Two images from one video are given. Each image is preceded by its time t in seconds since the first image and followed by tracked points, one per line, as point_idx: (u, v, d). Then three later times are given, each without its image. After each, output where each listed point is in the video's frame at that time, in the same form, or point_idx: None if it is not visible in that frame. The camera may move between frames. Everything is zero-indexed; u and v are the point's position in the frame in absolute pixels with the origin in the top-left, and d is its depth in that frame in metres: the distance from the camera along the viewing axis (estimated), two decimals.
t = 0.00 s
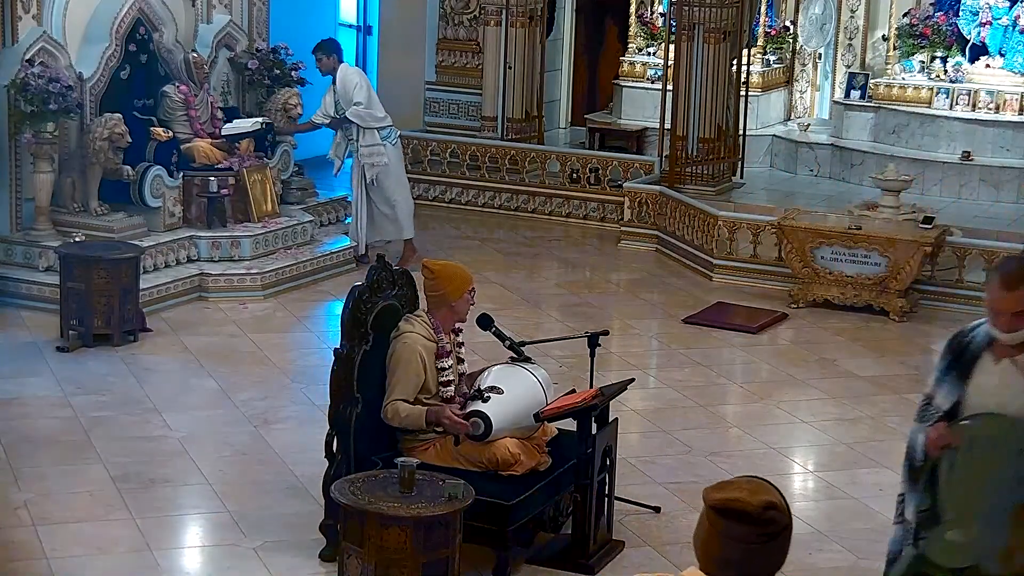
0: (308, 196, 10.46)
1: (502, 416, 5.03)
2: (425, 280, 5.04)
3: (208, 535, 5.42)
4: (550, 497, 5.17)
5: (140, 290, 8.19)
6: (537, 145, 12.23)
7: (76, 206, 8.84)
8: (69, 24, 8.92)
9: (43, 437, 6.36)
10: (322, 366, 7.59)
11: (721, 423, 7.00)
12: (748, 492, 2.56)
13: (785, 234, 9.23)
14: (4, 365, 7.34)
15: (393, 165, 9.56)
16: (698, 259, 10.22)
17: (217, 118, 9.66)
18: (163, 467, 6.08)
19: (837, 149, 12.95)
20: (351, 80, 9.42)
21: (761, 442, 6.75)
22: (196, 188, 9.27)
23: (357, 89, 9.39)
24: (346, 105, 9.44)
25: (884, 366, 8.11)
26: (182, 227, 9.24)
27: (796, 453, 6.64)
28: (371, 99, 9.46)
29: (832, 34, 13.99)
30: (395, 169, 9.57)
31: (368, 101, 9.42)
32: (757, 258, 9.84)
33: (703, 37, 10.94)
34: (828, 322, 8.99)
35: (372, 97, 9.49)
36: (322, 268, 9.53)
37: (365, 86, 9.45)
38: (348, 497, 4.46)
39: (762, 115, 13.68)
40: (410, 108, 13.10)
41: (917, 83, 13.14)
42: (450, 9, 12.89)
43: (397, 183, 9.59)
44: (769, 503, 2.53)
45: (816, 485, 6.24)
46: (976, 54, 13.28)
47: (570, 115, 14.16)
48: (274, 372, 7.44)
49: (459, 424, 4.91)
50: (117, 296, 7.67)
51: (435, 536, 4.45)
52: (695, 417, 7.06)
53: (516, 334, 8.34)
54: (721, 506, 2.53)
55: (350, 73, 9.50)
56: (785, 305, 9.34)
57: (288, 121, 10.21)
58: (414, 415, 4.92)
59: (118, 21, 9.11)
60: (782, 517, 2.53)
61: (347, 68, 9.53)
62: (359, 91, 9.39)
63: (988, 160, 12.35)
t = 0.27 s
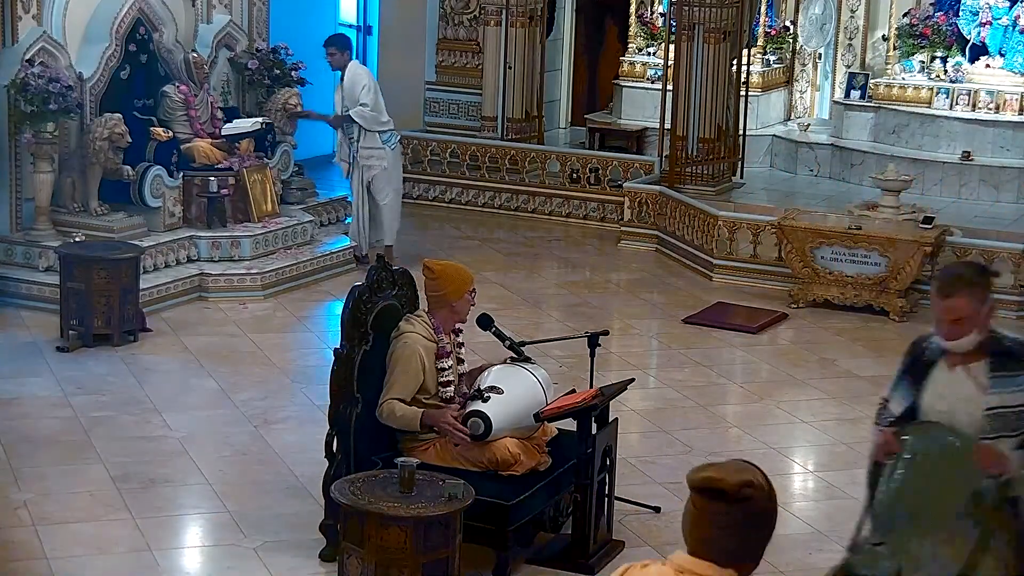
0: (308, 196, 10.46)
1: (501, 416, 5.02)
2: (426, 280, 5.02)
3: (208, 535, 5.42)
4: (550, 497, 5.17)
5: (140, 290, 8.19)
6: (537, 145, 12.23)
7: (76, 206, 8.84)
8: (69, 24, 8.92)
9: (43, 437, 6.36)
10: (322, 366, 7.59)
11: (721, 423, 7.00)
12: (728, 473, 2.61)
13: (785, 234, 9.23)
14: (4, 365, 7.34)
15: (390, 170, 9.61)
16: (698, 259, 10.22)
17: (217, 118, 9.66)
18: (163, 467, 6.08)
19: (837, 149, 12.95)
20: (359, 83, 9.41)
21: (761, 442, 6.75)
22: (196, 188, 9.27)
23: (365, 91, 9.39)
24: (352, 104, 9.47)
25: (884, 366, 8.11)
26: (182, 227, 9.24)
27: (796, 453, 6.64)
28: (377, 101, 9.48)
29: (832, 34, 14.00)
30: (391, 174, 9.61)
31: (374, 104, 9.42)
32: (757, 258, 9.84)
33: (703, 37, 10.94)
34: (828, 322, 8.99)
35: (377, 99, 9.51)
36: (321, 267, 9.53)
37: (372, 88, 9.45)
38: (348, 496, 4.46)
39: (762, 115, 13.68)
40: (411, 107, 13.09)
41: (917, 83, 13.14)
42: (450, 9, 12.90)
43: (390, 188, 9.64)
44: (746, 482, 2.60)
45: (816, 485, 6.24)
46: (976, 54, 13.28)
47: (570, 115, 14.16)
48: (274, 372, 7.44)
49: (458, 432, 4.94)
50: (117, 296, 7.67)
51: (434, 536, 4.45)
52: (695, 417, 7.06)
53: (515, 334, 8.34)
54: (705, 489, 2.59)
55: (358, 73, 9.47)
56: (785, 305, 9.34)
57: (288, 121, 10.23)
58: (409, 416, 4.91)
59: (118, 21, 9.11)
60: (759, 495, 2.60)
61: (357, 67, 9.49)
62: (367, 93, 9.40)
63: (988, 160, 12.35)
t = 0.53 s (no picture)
0: (308, 196, 10.46)
1: (502, 416, 5.03)
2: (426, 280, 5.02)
3: (208, 535, 5.42)
4: (550, 497, 5.17)
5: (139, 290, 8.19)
6: (537, 145, 12.23)
7: (76, 206, 8.84)
8: (69, 24, 8.92)
9: (43, 437, 6.36)
10: (322, 366, 7.59)
11: (722, 423, 7.00)
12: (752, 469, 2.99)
13: (785, 234, 9.23)
14: (4, 365, 7.34)
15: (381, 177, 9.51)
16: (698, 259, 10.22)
17: (217, 118, 9.65)
18: (163, 467, 6.08)
19: (837, 149, 12.95)
20: (370, 89, 9.29)
21: (761, 442, 6.75)
22: (196, 188, 9.27)
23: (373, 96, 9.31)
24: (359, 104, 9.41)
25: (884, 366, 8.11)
26: (181, 227, 9.24)
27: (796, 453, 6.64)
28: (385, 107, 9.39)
29: (832, 34, 14.00)
30: (381, 182, 9.51)
31: (380, 111, 9.34)
32: (757, 258, 9.84)
33: (703, 37, 10.94)
34: (828, 322, 8.99)
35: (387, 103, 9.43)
36: (321, 267, 9.53)
37: (384, 94, 9.35)
38: (348, 496, 4.46)
39: (762, 115, 13.68)
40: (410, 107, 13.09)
41: (917, 83, 13.14)
42: (450, 9, 12.89)
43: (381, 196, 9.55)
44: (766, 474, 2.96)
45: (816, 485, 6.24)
46: (976, 54, 13.28)
47: (570, 115, 14.16)
48: (274, 372, 7.44)
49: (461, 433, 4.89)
50: (117, 296, 7.67)
51: (434, 536, 4.45)
52: (695, 417, 7.06)
53: (515, 334, 8.34)
54: (732, 481, 2.97)
55: (371, 77, 9.33)
56: (785, 305, 9.34)
57: (288, 121, 10.24)
58: (410, 417, 4.90)
59: (118, 21, 9.11)
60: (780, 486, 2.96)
61: (371, 69, 9.34)
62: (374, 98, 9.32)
63: (988, 160, 12.35)
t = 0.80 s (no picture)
0: (308, 196, 10.46)
1: (502, 416, 5.02)
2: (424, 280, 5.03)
3: (208, 535, 5.42)
4: (550, 497, 5.17)
5: (139, 290, 8.19)
6: (537, 145, 12.23)
7: (76, 206, 8.84)
8: (69, 24, 8.92)
9: (43, 437, 6.36)
10: (322, 366, 7.59)
11: (722, 423, 7.00)
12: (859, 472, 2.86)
13: (785, 234, 9.23)
14: (4, 364, 7.34)
15: (387, 180, 9.48)
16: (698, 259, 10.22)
17: (217, 118, 9.65)
18: (163, 466, 6.08)
19: (837, 149, 12.95)
20: (387, 95, 9.27)
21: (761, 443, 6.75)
22: (196, 188, 9.27)
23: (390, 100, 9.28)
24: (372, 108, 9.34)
25: (884, 366, 8.11)
26: (181, 227, 9.23)
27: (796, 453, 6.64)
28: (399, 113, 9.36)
29: (832, 34, 14.00)
30: (386, 185, 9.49)
31: (396, 115, 9.32)
32: (757, 258, 9.84)
33: (703, 37, 10.94)
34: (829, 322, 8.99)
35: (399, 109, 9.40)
36: (321, 268, 9.53)
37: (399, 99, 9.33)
38: (349, 497, 4.46)
39: (762, 115, 13.68)
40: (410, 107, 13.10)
41: (917, 83, 13.14)
42: (450, 9, 12.89)
43: (385, 199, 9.53)
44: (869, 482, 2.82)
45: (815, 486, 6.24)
46: (976, 54, 13.28)
47: (570, 115, 14.16)
48: (274, 372, 7.44)
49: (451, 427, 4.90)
50: (117, 296, 7.67)
51: (434, 536, 4.45)
52: (695, 417, 7.06)
53: (516, 334, 8.34)
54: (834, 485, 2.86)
55: (385, 81, 9.31)
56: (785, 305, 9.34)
57: (288, 121, 10.24)
58: (410, 414, 4.91)
59: (118, 21, 9.11)
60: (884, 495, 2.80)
61: (383, 73, 9.32)
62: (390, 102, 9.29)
63: (988, 160, 12.35)
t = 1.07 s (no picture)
0: (308, 196, 10.45)
1: (502, 417, 5.01)
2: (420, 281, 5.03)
3: (208, 535, 5.42)
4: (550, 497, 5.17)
5: (140, 290, 8.19)
6: (537, 145, 12.23)
7: (76, 206, 8.83)
8: (69, 24, 8.92)
9: (43, 437, 6.36)
10: (322, 366, 7.59)
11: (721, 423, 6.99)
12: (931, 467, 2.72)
13: (785, 234, 9.22)
14: (4, 365, 7.34)
15: (394, 183, 9.49)
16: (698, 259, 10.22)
17: (217, 118, 9.64)
18: (163, 466, 6.08)
19: (837, 149, 12.95)
20: (396, 99, 9.23)
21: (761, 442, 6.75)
22: (196, 188, 9.27)
23: (399, 105, 9.25)
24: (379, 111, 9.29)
25: (884, 366, 8.11)
26: (182, 227, 9.23)
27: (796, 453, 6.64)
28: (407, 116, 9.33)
29: (832, 33, 13.99)
30: (393, 187, 9.49)
31: (405, 119, 9.31)
32: (757, 258, 9.84)
33: (703, 37, 10.94)
34: (829, 322, 8.99)
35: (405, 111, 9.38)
36: (322, 268, 9.53)
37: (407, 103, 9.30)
38: (348, 497, 4.46)
39: (762, 115, 13.67)
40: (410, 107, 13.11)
41: (917, 83, 13.15)
42: (450, 9, 12.90)
43: (391, 201, 9.53)
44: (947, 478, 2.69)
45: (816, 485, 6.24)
46: (976, 54, 13.29)
47: (570, 115, 14.17)
48: (274, 372, 7.44)
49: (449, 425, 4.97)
50: (117, 296, 7.67)
51: (433, 536, 4.45)
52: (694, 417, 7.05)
53: (515, 334, 8.34)
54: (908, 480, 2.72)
55: (392, 84, 9.27)
56: (785, 305, 9.34)
57: (288, 121, 10.24)
58: (413, 414, 4.95)
59: (118, 21, 9.11)
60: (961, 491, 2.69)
61: (389, 76, 9.27)
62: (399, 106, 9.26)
63: (988, 160, 12.35)
